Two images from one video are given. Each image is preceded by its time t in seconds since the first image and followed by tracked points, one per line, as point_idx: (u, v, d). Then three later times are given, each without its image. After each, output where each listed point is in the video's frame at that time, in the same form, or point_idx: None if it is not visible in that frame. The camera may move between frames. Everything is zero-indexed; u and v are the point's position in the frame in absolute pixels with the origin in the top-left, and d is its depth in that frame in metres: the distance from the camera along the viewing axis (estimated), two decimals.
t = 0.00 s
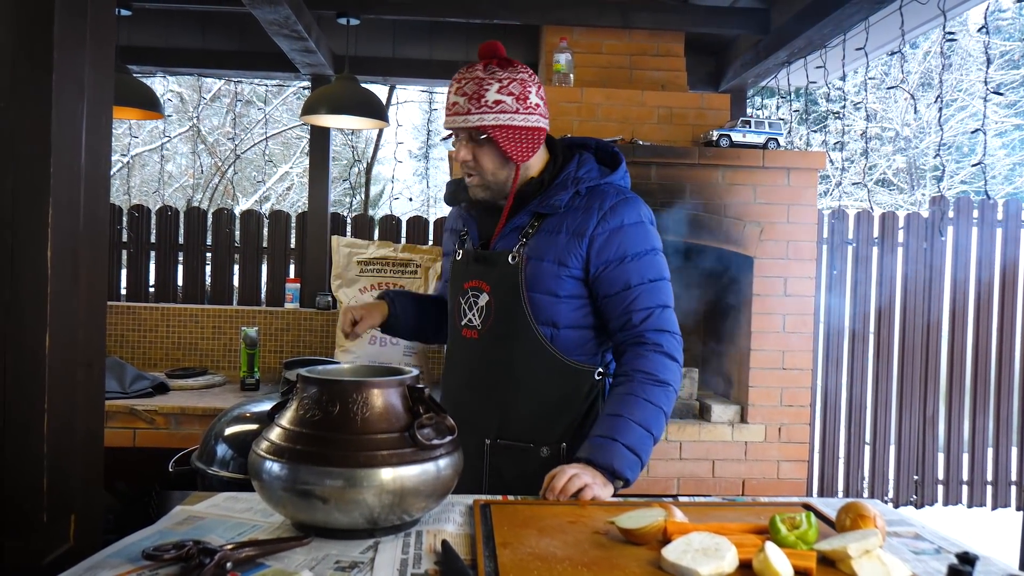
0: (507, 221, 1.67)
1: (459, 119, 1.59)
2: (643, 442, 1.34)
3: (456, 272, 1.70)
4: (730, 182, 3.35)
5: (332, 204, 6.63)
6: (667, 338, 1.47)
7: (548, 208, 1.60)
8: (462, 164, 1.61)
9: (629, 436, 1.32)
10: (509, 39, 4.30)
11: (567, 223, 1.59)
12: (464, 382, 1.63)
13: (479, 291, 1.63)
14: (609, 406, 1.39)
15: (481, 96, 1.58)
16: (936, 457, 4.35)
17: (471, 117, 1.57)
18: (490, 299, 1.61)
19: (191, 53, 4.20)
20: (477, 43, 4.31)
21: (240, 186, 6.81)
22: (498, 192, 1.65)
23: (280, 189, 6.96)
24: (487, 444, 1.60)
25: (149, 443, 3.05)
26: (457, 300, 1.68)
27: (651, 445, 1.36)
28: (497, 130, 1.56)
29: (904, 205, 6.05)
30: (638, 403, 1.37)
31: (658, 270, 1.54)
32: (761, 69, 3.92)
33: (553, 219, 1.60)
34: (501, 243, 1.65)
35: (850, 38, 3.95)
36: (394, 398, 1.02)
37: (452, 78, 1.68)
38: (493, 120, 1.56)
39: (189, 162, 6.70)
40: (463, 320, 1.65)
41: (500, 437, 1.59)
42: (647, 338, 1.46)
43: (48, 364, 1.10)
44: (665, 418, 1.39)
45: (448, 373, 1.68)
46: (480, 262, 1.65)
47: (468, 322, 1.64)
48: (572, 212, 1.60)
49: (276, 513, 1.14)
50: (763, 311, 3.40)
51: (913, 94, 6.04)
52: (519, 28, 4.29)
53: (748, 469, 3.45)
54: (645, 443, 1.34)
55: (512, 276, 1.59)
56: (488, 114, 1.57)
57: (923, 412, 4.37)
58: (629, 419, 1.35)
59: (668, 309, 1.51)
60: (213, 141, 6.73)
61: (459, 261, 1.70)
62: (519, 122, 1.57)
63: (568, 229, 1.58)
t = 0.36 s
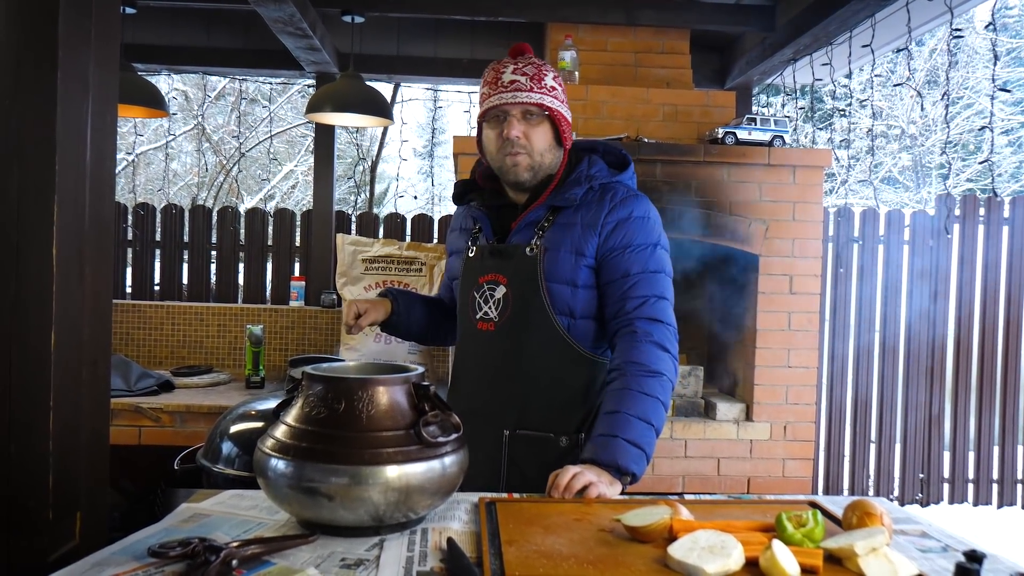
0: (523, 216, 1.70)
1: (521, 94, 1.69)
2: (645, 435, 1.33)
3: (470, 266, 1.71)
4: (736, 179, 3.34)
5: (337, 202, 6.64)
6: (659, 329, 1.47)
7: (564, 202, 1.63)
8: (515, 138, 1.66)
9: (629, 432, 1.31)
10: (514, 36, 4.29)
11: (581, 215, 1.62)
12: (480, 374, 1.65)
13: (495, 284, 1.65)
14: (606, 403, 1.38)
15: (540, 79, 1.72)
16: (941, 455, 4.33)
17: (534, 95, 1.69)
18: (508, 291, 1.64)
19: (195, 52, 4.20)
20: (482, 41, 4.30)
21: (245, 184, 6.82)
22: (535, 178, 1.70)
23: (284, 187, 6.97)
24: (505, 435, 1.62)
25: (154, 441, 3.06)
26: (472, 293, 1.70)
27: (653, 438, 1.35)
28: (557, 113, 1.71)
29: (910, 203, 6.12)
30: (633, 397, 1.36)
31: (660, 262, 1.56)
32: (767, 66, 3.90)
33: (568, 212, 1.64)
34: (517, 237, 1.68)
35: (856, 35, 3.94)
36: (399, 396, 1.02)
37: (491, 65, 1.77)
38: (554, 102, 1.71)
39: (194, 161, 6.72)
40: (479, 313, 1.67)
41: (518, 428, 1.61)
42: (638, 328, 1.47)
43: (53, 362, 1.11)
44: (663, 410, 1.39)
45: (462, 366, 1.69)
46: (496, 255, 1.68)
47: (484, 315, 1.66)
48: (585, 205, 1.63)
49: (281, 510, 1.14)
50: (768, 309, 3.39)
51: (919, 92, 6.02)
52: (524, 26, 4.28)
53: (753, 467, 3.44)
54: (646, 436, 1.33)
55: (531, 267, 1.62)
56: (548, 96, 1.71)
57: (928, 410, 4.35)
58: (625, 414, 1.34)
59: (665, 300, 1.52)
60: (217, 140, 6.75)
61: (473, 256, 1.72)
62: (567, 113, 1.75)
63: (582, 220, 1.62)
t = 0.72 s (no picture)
0: (530, 216, 1.69)
1: (531, 93, 1.67)
2: (644, 439, 1.32)
3: (474, 265, 1.70)
4: (736, 178, 3.33)
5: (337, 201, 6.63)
6: (658, 331, 1.47)
7: (572, 204, 1.63)
8: (524, 138, 1.65)
9: (629, 434, 1.31)
10: (514, 35, 4.29)
11: (589, 217, 1.63)
12: (484, 375, 1.64)
13: (501, 284, 1.65)
14: (604, 405, 1.38)
15: (551, 78, 1.70)
16: (941, 454, 4.32)
17: (545, 94, 1.68)
18: (513, 291, 1.63)
19: (194, 50, 4.19)
20: (482, 39, 4.30)
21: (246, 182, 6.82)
22: (543, 177, 1.70)
23: (284, 186, 6.96)
24: (510, 437, 1.61)
25: (153, 440, 3.06)
26: (475, 293, 1.68)
27: (651, 440, 1.34)
28: (567, 113, 1.70)
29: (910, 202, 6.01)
30: (631, 399, 1.36)
31: (662, 266, 1.58)
32: (768, 64, 3.89)
33: (575, 214, 1.65)
34: (524, 237, 1.67)
35: (857, 34, 3.93)
36: (397, 395, 1.01)
37: (502, 62, 1.75)
38: (564, 103, 1.70)
39: (194, 159, 6.71)
40: (482, 312, 1.66)
41: (524, 429, 1.61)
42: (637, 330, 1.47)
43: (49, 359, 1.10)
44: (661, 413, 1.38)
45: (465, 366, 1.68)
46: (501, 255, 1.67)
47: (488, 315, 1.65)
48: (593, 208, 1.64)
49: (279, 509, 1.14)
50: (768, 308, 3.39)
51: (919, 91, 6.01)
52: (525, 24, 4.27)
53: (752, 466, 3.44)
54: (645, 439, 1.32)
55: (539, 267, 1.62)
56: (558, 96, 1.70)
57: (928, 408, 4.35)
58: (623, 417, 1.33)
59: (665, 303, 1.52)
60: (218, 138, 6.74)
61: (477, 255, 1.71)
62: (576, 113, 1.75)
63: (590, 223, 1.63)
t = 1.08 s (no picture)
0: (523, 217, 1.69)
1: (519, 96, 1.67)
2: (636, 440, 1.32)
3: (467, 267, 1.70)
4: (730, 179, 3.34)
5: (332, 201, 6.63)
6: (651, 332, 1.47)
7: (565, 204, 1.63)
8: (513, 141, 1.64)
9: (621, 436, 1.31)
10: (509, 36, 4.28)
11: (583, 218, 1.63)
12: (478, 377, 1.63)
13: (494, 286, 1.64)
14: (596, 406, 1.38)
15: (539, 80, 1.70)
16: (935, 455, 4.33)
17: (533, 97, 1.68)
18: (507, 293, 1.63)
19: (189, 50, 4.18)
20: (477, 39, 4.29)
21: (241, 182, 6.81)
22: (533, 180, 1.69)
23: (280, 186, 6.95)
24: (504, 438, 1.61)
25: (147, 441, 3.05)
26: (468, 294, 1.68)
27: (643, 442, 1.34)
28: (555, 114, 1.70)
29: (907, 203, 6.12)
30: (623, 400, 1.36)
31: (655, 266, 1.58)
32: (763, 65, 3.90)
33: (569, 214, 1.64)
34: (517, 238, 1.67)
35: (851, 35, 3.94)
36: (389, 395, 1.01)
37: (490, 64, 1.75)
38: (553, 104, 1.69)
39: (189, 159, 6.69)
40: (476, 314, 1.65)
41: (519, 430, 1.60)
42: (631, 331, 1.47)
43: (39, 360, 1.10)
44: (653, 414, 1.38)
45: (458, 368, 1.67)
46: (494, 256, 1.67)
47: (482, 316, 1.65)
48: (587, 208, 1.64)
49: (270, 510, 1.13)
50: (763, 308, 3.39)
51: (914, 92, 6.03)
52: (520, 25, 4.27)
53: (747, 466, 3.44)
54: (637, 440, 1.32)
55: (533, 268, 1.62)
56: (547, 97, 1.70)
57: (922, 409, 4.36)
58: (616, 418, 1.33)
59: (659, 304, 1.53)
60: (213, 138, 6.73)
61: (470, 256, 1.70)
62: (566, 114, 1.74)
63: (584, 223, 1.63)
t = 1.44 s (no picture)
0: (518, 218, 1.69)
1: (504, 103, 1.66)
2: (630, 441, 1.33)
3: (462, 267, 1.69)
4: (726, 179, 3.34)
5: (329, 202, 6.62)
6: (646, 333, 1.47)
7: (561, 204, 1.63)
8: (499, 149, 1.64)
9: (615, 437, 1.31)
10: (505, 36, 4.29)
11: (579, 218, 1.64)
12: (474, 378, 1.63)
13: (489, 286, 1.64)
14: (591, 408, 1.38)
15: (526, 85, 1.68)
16: (931, 455, 4.34)
17: (518, 103, 1.66)
18: (502, 294, 1.63)
19: (185, 51, 4.18)
20: (473, 40, 4.29)
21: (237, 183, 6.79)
22: (524, 186, 1.71)
23: (276, 187, 6.94)
24: (500, 440, 1.61)
25: (142, 442, 3.05)
26: (463, 295, 1.67)
27: (638, 443, 1.35)
28: (542, 119, 1.67)
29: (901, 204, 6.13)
30: (618, 402, 1.36)
31: (650, 266, 1.58)
32: (759, 66, 3.91)
33: (565, 215, 1.65)
34: (512, 239, 1.67)
35: (847, 36, 3.95)
36: (383, 395, 1.01)
37: (478, 68, 1.74)
38: (539, 109, 1.67)
39: (185, 160, 6.69)
40: (471, 315, 1.65)
41: (514, 431, 1.61)
42: (625, 332, 1.47)
43: (35, 361, 1.10)
44: (648, 415, 1.39)
45: (454, 368, 1.67)
46: (489, 257, 1.66)
47: (477, 317, 1.65)
48: (582, 208, 1.64)
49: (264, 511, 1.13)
50: (758, 309, 3.40)
51: (909, 93, 6.05)
52: (516, 26, 4.27)
53: (743, 467, 3.45)
54: (631, 441, 1.33)
55: (529, 269, 1.62)
56: (533, 102, 1.68)
57: (918, 410, 4.37)
58: (610, 419, 1.34)
59: (653, 305, 1.53)
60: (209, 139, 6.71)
61: (465, 257, 1.70)
62: (555, 117, 1.72)
63: (580, 224, 1.63)
